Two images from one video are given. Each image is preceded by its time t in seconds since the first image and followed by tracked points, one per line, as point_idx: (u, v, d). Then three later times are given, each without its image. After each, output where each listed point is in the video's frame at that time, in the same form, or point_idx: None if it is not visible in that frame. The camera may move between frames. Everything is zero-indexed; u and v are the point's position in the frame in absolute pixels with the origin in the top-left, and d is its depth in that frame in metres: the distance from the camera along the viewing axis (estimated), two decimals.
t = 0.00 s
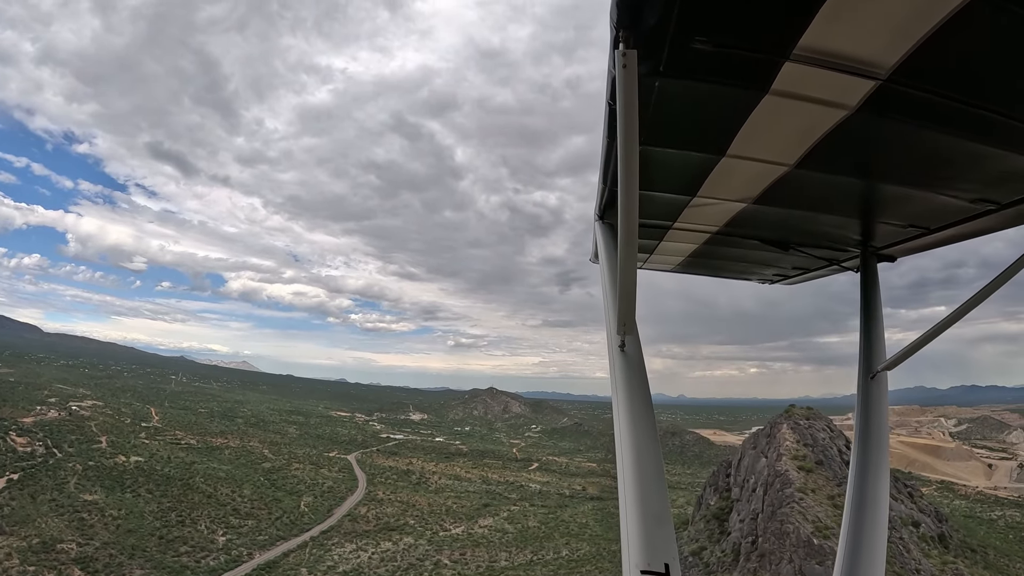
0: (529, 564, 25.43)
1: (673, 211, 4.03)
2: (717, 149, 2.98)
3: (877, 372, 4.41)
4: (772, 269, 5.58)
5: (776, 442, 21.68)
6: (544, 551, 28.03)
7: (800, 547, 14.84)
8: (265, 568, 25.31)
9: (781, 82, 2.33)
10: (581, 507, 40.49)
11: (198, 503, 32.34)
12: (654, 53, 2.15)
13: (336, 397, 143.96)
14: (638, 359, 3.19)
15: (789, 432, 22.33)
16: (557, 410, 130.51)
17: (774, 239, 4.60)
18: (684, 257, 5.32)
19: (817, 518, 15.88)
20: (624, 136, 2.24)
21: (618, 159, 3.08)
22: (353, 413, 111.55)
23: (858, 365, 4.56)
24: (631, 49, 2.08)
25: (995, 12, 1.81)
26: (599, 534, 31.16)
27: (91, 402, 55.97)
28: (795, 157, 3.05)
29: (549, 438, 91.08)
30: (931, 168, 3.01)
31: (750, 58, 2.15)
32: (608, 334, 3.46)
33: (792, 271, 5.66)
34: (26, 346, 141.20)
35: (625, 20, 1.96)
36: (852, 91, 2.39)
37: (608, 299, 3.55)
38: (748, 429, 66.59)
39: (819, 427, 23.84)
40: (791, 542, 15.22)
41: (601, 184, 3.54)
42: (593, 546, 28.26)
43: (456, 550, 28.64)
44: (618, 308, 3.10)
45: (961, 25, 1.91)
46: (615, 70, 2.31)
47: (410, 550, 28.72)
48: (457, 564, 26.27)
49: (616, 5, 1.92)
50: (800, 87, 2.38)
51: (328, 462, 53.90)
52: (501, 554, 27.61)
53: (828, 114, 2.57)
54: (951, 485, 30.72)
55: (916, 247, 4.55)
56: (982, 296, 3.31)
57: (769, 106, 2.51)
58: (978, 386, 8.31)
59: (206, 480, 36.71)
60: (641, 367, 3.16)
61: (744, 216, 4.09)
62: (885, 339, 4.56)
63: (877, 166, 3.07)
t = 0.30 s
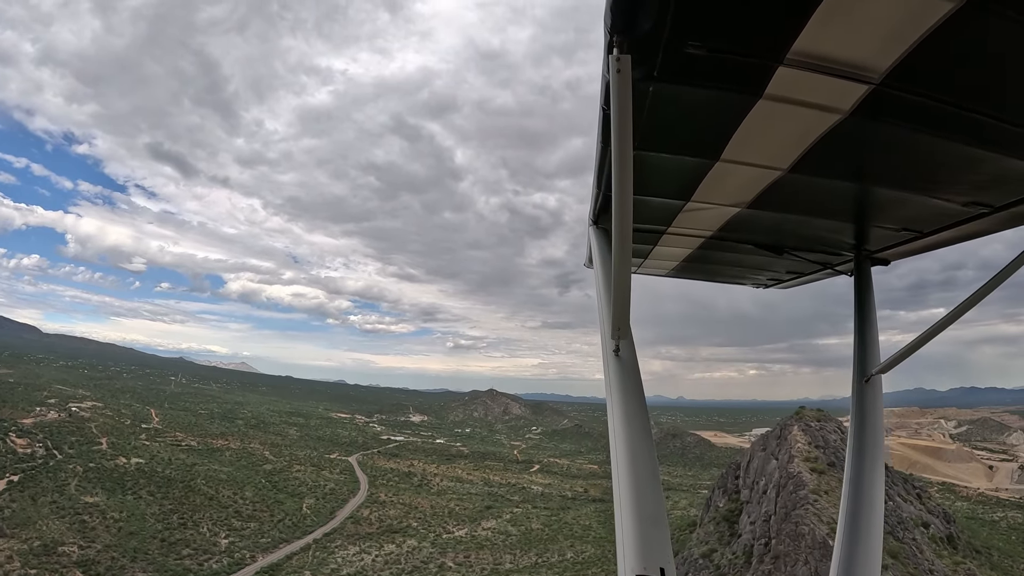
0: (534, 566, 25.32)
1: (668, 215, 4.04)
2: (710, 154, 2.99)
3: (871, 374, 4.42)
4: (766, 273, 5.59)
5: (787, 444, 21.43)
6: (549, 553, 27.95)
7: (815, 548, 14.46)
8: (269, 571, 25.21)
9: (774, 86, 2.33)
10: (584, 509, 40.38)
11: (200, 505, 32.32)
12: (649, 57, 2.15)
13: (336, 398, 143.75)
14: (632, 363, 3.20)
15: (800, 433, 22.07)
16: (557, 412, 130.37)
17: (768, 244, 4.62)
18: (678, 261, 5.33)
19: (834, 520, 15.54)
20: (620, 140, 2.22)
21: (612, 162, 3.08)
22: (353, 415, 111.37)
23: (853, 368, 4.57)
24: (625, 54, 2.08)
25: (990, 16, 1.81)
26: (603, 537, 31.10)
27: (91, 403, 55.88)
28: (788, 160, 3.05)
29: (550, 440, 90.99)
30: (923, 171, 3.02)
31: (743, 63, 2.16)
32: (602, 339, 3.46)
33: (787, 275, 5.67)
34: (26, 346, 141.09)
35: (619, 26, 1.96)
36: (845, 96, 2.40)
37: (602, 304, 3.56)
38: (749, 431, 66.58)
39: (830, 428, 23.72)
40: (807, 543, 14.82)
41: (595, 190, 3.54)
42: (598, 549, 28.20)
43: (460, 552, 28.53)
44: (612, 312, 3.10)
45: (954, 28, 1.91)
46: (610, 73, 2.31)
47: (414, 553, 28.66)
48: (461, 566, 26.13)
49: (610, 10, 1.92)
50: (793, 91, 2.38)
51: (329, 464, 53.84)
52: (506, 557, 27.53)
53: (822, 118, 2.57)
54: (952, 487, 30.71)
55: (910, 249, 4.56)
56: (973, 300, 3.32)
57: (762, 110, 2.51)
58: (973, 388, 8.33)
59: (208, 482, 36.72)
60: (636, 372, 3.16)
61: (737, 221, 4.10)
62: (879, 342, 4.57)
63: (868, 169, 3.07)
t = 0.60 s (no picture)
0: (540, 568, 25.22)
1: (659, 219, 4.05)
2: (703, 158, 2.99)
3: (861, 379, 4.43)
4: (758, 277, 5.60)
5: (798, 446, 21.22)
6: (554, 555, 27.84)
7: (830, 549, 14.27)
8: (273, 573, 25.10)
9: (767, 91, 2.34)
10: (587, 511, 40.26)
11: (202, 507, 32.26)
12: (642, 61, 2.16)
13: (336, 399, 143.54)
14: (623, 367, 3.19)
15: (811, 435, 21.85)
16: (557, 414, 130.19)
17: (761, 248, 4.62)
18: (671, 265, 5.34)
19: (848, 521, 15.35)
20: (611, 144, 2.23)
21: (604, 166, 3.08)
22: (353, 416, 111.19)
23: (844, 371, 4.58)
24: (619, 58, 2.09)
25: (982, 23, 1.82)
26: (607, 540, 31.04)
27: (92, 404, 55.76)
28: (779, 165, 3.06)
29: (550, 441, 90.86)
30: (916, 177, 3.02)
31: (735, 68, 2.16)
32: (594, 343, 3.46)
33: (779, 280, 5.68)
34: (27, 347, 140.86)
35: (612, 29, 1.96)
36: (837, 101, 2.41)
37: (594, 308, 3.56)
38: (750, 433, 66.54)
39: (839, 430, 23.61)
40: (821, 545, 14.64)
41: (587, 193, 3.54)
42: (602, 552, 28.14)
43: (465, 555, 28.44)
44: (604, 317, 3.09)
45: (948, 36, 1.92)
46: (602, 77, 2.32)
47: (419, 555, 28.55)
48: (465, 569, 26.01)
49: (603, 13, 1.92)
50: (785, 96, 2.39)
51: (330, 465, 53.73)
52: (510, 559, 27.44)
53: (813, 123, 2.58)
54: (953, 488, 30.68)
55: (901, 255, 4.58)
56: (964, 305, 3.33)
57: (753, 116, 2.52)
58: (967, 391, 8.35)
59: (209, 484, 36.67)
60: (626, 375, 3.17)
61: (729, 225, 4.11)
62: (870, 347, 4.58)
63: (859, 175, 3.08)
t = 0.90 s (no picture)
0: (544, 570, 25.12)
1: (652, 221, 4.05)
2: (696, 161, 3.00)
3: (852, 382, 4.44)
4: (751, 280, 5.61)
5: (809, 446, 21.07)
6: (559, 557, 27.79)
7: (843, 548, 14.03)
8: None
9: (762, 95, 2.34)
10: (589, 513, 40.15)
11: (203, 509, 32.18)
12: (636, 65, 2.17)
13: (336, 400, 143.38)
14: (615, 368, 3.19)
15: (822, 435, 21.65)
16: (557, 415, 130.07)
17: (753, 250, 4.62)
18: (664, 267, 5.34)
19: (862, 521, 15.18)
20: (605, 146, 2.23)
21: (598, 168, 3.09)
22: (354, 417, 111.03)
23: (835, 374, 4.60)
24: (613, 59, 2.07)
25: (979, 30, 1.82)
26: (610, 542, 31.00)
27: (92, 405, 55.62)
28: (772, 169, 3.07)
29: (551, 442, 90.79)
30: (908, 182, 3.03)
31: (730, 72, 2.17)
32: (586, 345, 3.47)
33: (772, 282, 5.69)
34: (26, 347, 140.66)
35: (607, 30, 1.96)
36: (831, 106, 2.41)
37: (586, 309, 3.56)
38: (750, 434, 66.56)
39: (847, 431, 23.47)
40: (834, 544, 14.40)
41: (580, 195, 3.55)
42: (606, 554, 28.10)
43: (469, 556, 28.35)
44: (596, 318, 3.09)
45: (940, 43, 1.93)
46: (597, 79, 2.32)
47: (423, 556, 28.43)
48: (470, 571, 25.88)
49: (598, 14, 1.92)
50: (777, 101, 2.39)
51: (331, 467, 53.61)
52: (515, 561, 27.34)
53: (806, 127, 2.58)
54: (956, 489, 30.68)
55: (893, 260, 4.60)
56: (956, 310, 3.33)
57: (749, 118, 2.51)
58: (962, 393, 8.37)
59: (211, 486, 36.60)
60: (618, 377, 3.17)
61: (722, 228, 4.11)
62: (861, 350, 4.59)
63: (851, 179, 3.08)
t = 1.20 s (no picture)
0: (548, 572, 25.06)
1: (651, 222, 4.06)
2: (696, 162, 3.00)
3: (849, 384, 4.45)
4: (750, 282, 5.62)
5: (819, 446, 21.00)
6: (562, 558, 27.73)
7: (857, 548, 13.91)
8: None
9: (763, 97, 2.35)
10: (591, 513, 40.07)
11: (205, 511, 32.07)
12: (635, 66, 2.17)
13: (336, 401, 143.24)
14: (613, 370, 3.20)
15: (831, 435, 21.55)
16: (557, 416, 130.06)
17: (752, 252, 4.64)
18: (663, 268, 5.35)
19: (875, 521, 15.11)
20: (604, 146, 2.23)
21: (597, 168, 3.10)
22: (354, 418, 110.98)
23: (834, 376, 4.61)
24: (613, 60, 2.08)
25: (980, 33, 1.83)
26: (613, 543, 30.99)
27: (91, 405, 55.52)
28: (772, 171, 3.07)
29: (551, 443, 90.75)
30: (908, 185, 3.04)
31: (731, 72, 2.17)
32: (584, 347, 3.48)
33: (770, 284, 5.69)
34: (25, 347, 140.36)
35: (607, 30, 1.97)
36: (831, 108, 2.41)
37: (585, 310, 3.57)
38: (750, 434, 66.60)
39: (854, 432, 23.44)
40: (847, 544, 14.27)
41: (580, 195, 3.56)
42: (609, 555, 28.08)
43: (472, 558, 28.30)
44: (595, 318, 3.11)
45: (942, 46, 1.94)
46: (597, 80, 2.33)
47: (427, 557, 28.34)
48: (474, 572, 25.81)
49: (598, 14, 1.93)
50: (777, 104, 2.40)
51: (331, 468, 53.53)
52: (519, 562, 27.29)
53: (807, 129, 2.58)
54: (957, 489, 30.72)
55: (891, 262, 4.61)
56: (954, 312, 3.34)
57: (748, 120, 2.52)
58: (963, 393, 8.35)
59: (211, 487, 36.58)
60: (615, 378, 3.17)
61: (720, 230, 4.12)
62: (859, 352, 4.60)
63: (852, 181, 3.09)
